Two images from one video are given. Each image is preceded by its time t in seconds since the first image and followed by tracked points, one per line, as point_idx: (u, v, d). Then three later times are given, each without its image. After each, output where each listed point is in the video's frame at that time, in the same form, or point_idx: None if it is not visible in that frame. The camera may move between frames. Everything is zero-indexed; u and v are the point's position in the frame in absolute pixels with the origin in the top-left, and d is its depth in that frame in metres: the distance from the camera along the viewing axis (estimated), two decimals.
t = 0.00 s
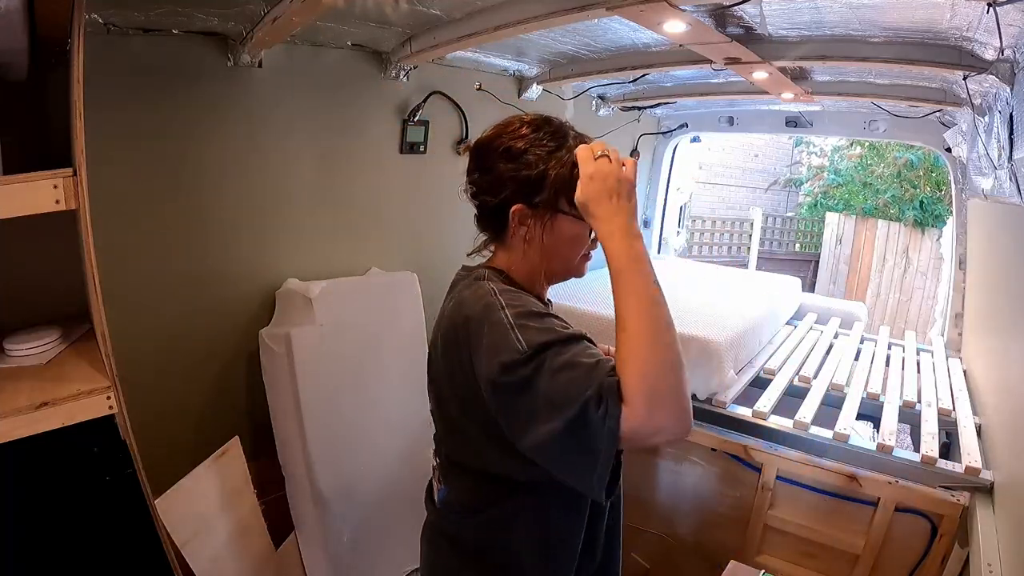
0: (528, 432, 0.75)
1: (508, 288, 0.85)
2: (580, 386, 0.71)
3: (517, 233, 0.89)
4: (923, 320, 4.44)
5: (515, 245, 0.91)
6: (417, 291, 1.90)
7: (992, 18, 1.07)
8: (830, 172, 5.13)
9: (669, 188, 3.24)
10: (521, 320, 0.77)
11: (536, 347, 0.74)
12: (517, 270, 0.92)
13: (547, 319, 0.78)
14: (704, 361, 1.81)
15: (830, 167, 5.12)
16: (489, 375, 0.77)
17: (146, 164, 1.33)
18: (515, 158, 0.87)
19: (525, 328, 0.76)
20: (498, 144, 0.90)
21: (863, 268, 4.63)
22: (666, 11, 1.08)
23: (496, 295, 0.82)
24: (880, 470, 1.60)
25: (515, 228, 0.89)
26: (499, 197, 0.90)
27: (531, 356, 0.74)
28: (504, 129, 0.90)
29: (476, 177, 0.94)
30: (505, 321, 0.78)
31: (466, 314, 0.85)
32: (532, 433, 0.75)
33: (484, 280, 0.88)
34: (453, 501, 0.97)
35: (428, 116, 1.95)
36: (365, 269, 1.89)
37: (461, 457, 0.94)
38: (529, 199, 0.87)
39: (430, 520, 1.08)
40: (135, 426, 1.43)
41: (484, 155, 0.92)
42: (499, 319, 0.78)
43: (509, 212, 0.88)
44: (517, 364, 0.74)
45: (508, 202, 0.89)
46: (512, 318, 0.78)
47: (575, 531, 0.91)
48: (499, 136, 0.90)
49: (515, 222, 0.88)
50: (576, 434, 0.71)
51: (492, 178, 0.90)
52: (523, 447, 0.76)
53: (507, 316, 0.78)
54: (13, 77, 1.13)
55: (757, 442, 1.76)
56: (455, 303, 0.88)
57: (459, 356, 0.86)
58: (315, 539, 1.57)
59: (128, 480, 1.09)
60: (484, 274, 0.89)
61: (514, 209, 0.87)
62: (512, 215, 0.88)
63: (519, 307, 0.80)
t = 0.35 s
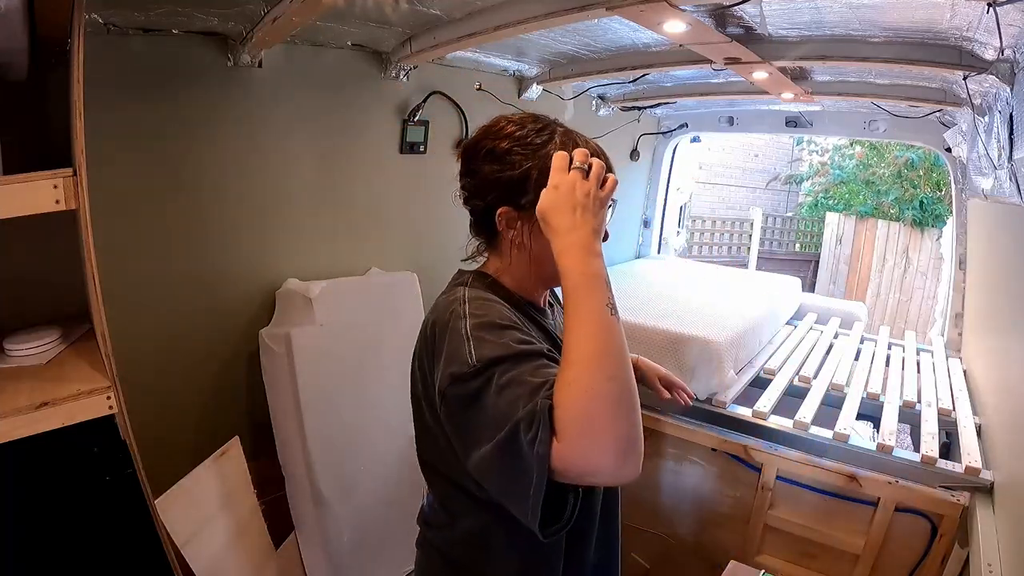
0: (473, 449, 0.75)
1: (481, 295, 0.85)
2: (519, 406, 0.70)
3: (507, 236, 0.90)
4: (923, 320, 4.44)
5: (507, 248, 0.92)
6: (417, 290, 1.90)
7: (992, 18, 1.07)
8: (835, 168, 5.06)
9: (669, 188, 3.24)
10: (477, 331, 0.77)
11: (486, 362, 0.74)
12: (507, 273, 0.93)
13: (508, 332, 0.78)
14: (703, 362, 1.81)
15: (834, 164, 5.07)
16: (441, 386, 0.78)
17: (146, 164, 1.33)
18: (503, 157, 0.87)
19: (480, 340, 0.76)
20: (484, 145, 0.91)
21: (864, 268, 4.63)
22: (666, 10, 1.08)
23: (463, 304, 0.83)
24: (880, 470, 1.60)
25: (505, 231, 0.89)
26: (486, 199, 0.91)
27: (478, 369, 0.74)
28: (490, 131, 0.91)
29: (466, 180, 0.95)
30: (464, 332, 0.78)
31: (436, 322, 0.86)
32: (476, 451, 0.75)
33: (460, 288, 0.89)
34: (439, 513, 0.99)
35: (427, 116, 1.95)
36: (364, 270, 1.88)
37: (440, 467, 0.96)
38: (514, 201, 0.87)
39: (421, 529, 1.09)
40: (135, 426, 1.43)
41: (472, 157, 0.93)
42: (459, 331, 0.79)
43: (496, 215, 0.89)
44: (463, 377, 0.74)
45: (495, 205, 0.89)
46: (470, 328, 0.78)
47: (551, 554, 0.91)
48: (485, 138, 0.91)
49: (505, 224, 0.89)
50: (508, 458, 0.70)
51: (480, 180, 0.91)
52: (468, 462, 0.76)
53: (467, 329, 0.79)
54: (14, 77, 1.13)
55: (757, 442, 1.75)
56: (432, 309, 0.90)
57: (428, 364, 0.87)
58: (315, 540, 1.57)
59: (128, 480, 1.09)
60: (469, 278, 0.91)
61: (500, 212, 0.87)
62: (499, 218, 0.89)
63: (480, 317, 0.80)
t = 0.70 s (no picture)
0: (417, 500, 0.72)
1: (475, 324, 0.78)
2: (465, 489, 0.65)
3: (491, 230, 0.95)
4: (923, 320, 4.44)
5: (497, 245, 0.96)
6: (417, 290, 1.91)
7: (993, 18, 1.07)
8: (834, 168, 5.11)
9: (669, 188, 3.24)
10: (456, 378, 0.71)
11: (449, 420, 0.69)
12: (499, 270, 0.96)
13: (484, 386, 0.71)
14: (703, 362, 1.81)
15: (833, 164, 5.12)
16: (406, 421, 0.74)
17: (145, 164, 1.33)
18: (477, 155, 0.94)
19: (454, 390, 0.71)
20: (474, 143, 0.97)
21: (864, 268, 4.63)
22: (667, 11, 1.08)
23: (453, 334, 0.77)
24: (880, 470, 1.60)
25: (486, 224, 0.95)
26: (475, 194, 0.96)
27: (438, 425, 0.69)
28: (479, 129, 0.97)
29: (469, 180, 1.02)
30: (442, 374, 0.72)
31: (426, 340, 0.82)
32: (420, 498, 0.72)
33: (458, 308, 0.83)
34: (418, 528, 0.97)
35: (427, 116, 1.95)
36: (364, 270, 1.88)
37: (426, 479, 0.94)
38: (487, 191, 0.91)
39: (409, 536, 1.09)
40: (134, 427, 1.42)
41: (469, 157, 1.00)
42: (439, 370, 0.73)
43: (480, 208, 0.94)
44: (425, 427, 0.70)
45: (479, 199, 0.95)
46: (449, 372, 0.72)
47: None
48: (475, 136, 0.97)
49: (484, 218, 0.94)
50: (432, 534, 0.67)
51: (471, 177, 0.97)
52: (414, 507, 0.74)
53: (446, 369, 0.72)
54: (13, 77, 1.13)
55: (757, 442, 1.75)
56: (433, 316, 0.85)
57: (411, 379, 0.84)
58: (314, 540, 1.57)
59: (128, 480, 1.10)
60: (477, 290, 0.89)
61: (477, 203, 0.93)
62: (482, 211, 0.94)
63: (463, 360, 0.73)
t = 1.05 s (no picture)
0: (492, 515, 0.71)
1: (480, 328, 0.84)
2: (557, 475, 0.73)
3: (481, 236, 0.98)
4: (923, 320, 4.44)
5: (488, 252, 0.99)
6: (416, 290, 1.91)
7: (992, 19, 1.07)
8: (834, 171, 5.10)
9: (669, 188, 3.24)
10: (491, 378, 0.77)
11: (514, 413, 0.75)
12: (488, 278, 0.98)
13: (517, 379, 0.80)
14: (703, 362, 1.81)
15: (832, 166, 5.10)
16: (451, 434, 0.73)
17: (146, 164, 1.33)
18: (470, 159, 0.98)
19: (498, 391, 0.76)
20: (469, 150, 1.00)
21: (864, 268, 4.63)
22: (666, 11, 1.08)
23: (464, 339, 0.81)
24: (880, 470, 1.59)
25: (476, 229, 0.98)
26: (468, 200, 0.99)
27: (504, 423, 0.73)
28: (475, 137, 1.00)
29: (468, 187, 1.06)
30: (478, 377, 0.77)
31: (426, 352, 0.83)
32: (494, 515, 0.71)
33: (454, 316, 0.86)
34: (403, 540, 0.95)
35: (428, 116, 1.95)
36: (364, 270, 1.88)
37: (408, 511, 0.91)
38: (477, 197, 0.94)
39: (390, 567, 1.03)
40: (134, 427, 1.42)
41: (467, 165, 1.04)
42: (474, 374, 0.77)
43: (471, 214, 0.98)
44: (488, 434, 0.72)
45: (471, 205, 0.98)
46: (482, 374, 0.77)
47: None
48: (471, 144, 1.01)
49: (474, 223, 0.98)
50: (545, 531, 0.71)
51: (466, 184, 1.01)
52: (480, 531, 0.72)
53: (479, 372, 0.77)
54: (14, 77, 1.13)
55: (757, 442, 1.75)
56: (420, 334, 0.86)
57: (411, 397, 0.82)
58: (315, 540, 1.57)
59: (128, 480, 1.10)
60: (469, 297, 0.91)
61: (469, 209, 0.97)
62: (473, 217, 0.97)
63: (489, 361, 0.79)
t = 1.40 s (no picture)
0: (473, 529, 0.69)
1: (457, 334, 0.82)
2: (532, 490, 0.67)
3: (478, 237, 0.97)
4: (923, 320, 4.44)
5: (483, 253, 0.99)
6: (416, 290, 1.91)
7: (993, 19, 1.07)
8: (834, 169, 5.09)
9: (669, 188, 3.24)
10: (462, 387, 0.74)
11: (487, 425, 0.70)
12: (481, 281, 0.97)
13: (492, 389, 0.76)
14: (702, 362, 1.81)
15: (832, 165, 5.10)
16: (423, 448, 0.72)
17: (145, 164, 1.33)
18: (471, 157, 0.98)
19: (467, 400, 0.73)
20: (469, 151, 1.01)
21: (864, 268, 4.63)
22: (666, 11, 1.08)
23: (438, 343, 0.79)
24: (880, 470, 1.59)
25: (473, 229, 0.98)
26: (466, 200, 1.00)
27: (473, 436, 0.70)
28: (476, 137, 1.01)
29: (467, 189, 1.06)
30: (446, 387, 0.74)
31: (401, 359, 0.81)
32: (482, 529, 0.68)
33: (434, 322, 0.84)
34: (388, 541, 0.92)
35: (428, 116, 1.95)
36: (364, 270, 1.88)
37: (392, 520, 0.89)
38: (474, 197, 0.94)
39: None
40: (134, 426, 1.42)
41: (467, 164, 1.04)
42: (442, 385, 0.74)
43: (468, 215, 0.98)
44: (454, 448, 0.69)
45: (468, 204, 0.98)
46: (451, 383, 0.74)
47: None
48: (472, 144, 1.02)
49: (470, 223, 0.97)
50: (533, 546, 0.66)
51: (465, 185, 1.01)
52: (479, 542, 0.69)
53: (448, 382, 0.74)
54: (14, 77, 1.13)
55: (756, 442, 1.75)
56: (401, 341, 0.85)
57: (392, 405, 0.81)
58: (314, 540, 1.57)
59: (128, 480, 1.09)
60: (456, 303, 0.90)
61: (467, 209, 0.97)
62: (470, 217, 0.97)
63: (462, 368, 0.77)
